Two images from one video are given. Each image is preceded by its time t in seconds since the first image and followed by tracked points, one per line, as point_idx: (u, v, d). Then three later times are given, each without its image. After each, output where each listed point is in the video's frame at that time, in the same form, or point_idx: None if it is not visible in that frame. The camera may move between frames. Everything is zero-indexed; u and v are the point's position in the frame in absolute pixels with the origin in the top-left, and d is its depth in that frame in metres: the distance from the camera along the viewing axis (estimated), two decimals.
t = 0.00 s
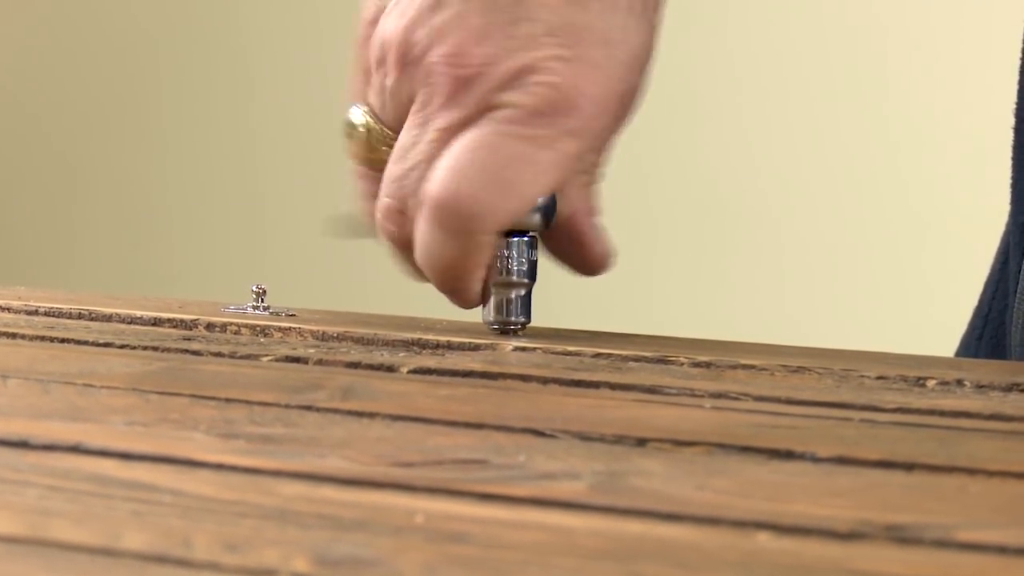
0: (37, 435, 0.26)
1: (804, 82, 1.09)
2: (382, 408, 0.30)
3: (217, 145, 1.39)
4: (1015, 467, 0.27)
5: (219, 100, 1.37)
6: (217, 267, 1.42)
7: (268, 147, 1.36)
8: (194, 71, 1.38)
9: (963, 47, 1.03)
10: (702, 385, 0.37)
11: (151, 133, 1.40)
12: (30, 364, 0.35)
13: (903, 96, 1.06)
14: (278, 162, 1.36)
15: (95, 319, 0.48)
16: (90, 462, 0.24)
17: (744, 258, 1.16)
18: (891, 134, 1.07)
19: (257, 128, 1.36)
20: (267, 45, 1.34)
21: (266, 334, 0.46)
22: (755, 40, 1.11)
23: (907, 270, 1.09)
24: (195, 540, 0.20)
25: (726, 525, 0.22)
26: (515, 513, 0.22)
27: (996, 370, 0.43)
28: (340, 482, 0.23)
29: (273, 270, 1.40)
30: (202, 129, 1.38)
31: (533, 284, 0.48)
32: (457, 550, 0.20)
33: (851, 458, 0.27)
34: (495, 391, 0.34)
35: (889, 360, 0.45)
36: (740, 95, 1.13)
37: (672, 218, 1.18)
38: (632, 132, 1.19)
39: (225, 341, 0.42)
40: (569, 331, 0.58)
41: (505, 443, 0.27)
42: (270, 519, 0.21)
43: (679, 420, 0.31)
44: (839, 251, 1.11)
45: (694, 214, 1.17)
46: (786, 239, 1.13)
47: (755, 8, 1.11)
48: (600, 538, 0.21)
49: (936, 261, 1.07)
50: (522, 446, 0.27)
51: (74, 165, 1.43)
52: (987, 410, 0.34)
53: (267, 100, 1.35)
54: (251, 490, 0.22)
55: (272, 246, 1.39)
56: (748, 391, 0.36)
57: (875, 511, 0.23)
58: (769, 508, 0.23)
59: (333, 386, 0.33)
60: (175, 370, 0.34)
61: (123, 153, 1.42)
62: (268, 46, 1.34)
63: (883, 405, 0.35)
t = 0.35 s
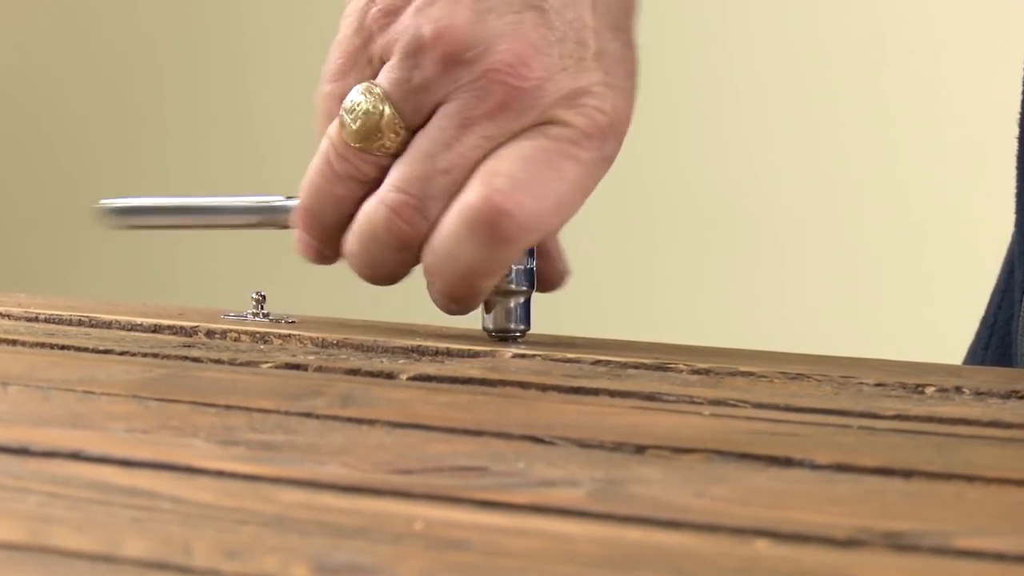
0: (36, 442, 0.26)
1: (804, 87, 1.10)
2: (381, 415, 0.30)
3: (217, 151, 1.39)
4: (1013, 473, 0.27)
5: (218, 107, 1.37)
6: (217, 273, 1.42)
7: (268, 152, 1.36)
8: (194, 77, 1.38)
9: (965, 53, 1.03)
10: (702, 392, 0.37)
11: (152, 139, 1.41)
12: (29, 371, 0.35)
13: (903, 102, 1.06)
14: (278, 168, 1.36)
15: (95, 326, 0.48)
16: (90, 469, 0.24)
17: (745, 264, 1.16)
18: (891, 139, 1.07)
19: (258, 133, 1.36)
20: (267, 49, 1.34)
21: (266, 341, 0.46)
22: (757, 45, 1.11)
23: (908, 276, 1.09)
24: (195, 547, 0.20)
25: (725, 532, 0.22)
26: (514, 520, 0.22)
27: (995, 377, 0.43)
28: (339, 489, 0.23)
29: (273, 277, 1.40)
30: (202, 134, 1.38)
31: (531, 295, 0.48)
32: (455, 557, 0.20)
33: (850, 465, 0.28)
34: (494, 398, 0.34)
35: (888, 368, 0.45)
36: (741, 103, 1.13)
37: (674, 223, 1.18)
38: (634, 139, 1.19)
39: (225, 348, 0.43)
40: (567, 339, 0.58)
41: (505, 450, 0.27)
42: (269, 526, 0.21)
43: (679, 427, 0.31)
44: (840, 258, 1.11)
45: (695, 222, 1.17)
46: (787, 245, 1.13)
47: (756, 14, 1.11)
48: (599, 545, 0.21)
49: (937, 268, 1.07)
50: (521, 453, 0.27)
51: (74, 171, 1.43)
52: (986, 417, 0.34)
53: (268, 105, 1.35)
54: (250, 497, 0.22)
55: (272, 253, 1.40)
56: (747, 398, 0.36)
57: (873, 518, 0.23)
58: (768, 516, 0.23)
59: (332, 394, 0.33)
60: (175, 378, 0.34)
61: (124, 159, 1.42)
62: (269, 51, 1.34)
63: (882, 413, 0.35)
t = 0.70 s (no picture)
0: (37, 446, 0.26)
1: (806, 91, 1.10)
2: (380, 420, 0.30)
3: (218, 155, 1.39)
4: (1011, 479, 0.27)
5: (220, 109, 1.38)
6: (217, 277, 1.42)
7: (269, 155, 1.36)
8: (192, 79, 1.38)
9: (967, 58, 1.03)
10: (700, 397, 0.37)
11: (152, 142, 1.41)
12: (29, 375, 0.35)
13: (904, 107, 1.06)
14: (279, 172, 1.36)
15: (95, 330, 0.49)
16: (91, 472, 0.24)
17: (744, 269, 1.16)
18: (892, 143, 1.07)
19: (258, 137, 1.36)
20: (268, 52, 1.35)
21: (265, 345, 0.46)
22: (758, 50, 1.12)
23: (909, 281, 1.09)
24: (195, 551, 0.20)
25: (722, 536, 0.22)
26: (511, 524, 0.22)
27: (993, 384, 0.43)
28: (339, 493, 0.23)
29: (272, 281, 1.40)
30: (203, 138, 1.39)
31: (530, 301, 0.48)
32: (455, 561, 0.20)
33: (848, 470, 0.28)
34: (493, 403, 0.34)
35: (887, 373, 0.45)
36: (743, 107, 1.13)
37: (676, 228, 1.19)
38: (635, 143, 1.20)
39: (224, 353, 0.43)
40: (566, 344, 0.58)
41: (503, 455, 0.28)
42: (269, 530, 0.21)
43: (677, 432, 0.31)
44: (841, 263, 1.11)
45: (695, 226, 1.18)
46: (787, 249, 1.14)
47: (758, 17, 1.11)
48: (596, 550, 0.21)
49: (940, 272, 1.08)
50: (520, 457, 0.27)
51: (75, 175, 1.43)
52: (983, 423, 0.34)
53: (269, 109, 1.35)
54: (251, 502, 0.23)
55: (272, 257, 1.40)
56: (744, 403, 0.36)
57: (871, 523, 0.24)
58: (766, 520, 0.23)
59: (332, 398, 0.33)
60: (174, 382, 0.35)
61: (123, 162, 1.43)
62: (270, 54, 1.34)
63: (879, 418, 0.35)
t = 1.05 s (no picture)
0: (34, 444, 0.26)
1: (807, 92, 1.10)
2: (377, 419, 0.31)
3: (218, 156, 1.39)
4: (1006, 479, 0.27)
5: (221, 110, 1.38)
6: (217, 277, 1.42)
7: (269, 156, 1.36)
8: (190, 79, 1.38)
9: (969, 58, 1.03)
10: (697, 397, 0.37)
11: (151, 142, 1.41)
12: (27, 374, 0.35)
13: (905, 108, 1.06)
14: (278, 172, 1.36)
15: (94, 329, 0.49)
16: (88, 471, 0.24)
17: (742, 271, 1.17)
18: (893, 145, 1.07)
19: (258, 138, 1.36)
20: (267, 52, 1.35)
21: (263, 345, 0.46)
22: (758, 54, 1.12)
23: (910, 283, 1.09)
24: (190, 549, 0.20)
25: (717, 535, 0.22)
26: (507, 523, 0.22)
27: (990, 384, 0.43)
28: (335, 491, 0.23)
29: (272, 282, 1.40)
30: (202, 139, 1.39)
31: (529, 302, 0.47)
32: (450, 559, 0.20)
33: (844, 470, 0.28)
34: (490, 403, 0.34)
35: (884, 374, 0.45)
36: (742, 109, 1.13)
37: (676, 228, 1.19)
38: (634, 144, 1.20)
39: (222, 353, 0.43)
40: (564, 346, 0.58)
41: (500, 454, 0.28)
42: (265, 529, 0.21)
43: (673, 432, 0.31)
44: (841, 265, 1.12)
45: (695, 228, 1.18)
46: (787, 251, 1.14)
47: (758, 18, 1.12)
48: (591, 548, 0.21)
49: (941, 275, 1.08)
50: (516, 457, 0.27)
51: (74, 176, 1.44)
52: (979, 423, 0.35)
53: (268, 110, 1.35)
54: (247, 500, 0.23)
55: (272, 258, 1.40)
56: (741, 404, 0.36)
57: (866, 522, 0.24)
58: (762, 520, 0.23)
59: (329, 398, 0.33)
60: (172, 381, 0.35)
61: (124, 164, 1.43)
62: (268, 54, 1.35)
63: (875, 418, 0.35)
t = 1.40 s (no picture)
0: (32, 441, 0.26)
1: (805, 93, 1.10)
2: (376, 416, 0.31)
3: (217, 157, 1.40)
4: (1004, 476, 0.27)
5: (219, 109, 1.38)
6: (217, 278, 1.43)
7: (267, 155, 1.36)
8: (186, 78, 1.39)
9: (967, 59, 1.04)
10: (696, 394, 0.37)
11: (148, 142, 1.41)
12: (24, 371, 0.35)
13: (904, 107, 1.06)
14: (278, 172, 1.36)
15: (92, 327, 0.49)
16: (85, 467, 0.24)
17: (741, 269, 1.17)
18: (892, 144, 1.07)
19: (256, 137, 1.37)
20: (267, 53, 1.35)
21: (262, 343, 0.46)
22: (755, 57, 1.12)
23: (907, 283, 1.10)
24: (187, 545, 0.20)
25: (714, 531, 0.22)
26: (505, 519, 0.22)
27: (988, 381, 0.43)
28: (332, 488, 0.23)
29: (270, 280, 1.41)
30: (201, 139, 1.39)
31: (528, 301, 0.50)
32: (447, 555, 0.20)
33: (842, 466, 0.28)
34: (488, 400, 0.34)
35: (882, 371, 0.45)
36: (739, 107, 1.13)
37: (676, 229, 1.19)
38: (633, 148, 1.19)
39: (221, 350, 0.43)
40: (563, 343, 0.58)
41: (497, 450, 0.28)
42: (262, 524, 0.21)
43: (671, 428, 0.31)
44: (841, 266, 1.12)
45: (694, 228, 1.18)
46: (784, 250, 1.14)
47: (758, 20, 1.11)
48: (588, 544, 0.21)
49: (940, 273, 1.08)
50: (514, 453, 0.27)
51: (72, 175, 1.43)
52: (978, 420, 0.35)
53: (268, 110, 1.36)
54: (244, 497, 0.23)
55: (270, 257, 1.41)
56: (740, 401, 0.36)
57: (865, 519, 0.24)
58: (760, 516, 0.23)
59: (327, 394, 0.33)
60: (169, 378, 0.35)
61: (119, 164, 1.43)
62: (268, 55, 1.35)
63: (874, 415, 0.35)
